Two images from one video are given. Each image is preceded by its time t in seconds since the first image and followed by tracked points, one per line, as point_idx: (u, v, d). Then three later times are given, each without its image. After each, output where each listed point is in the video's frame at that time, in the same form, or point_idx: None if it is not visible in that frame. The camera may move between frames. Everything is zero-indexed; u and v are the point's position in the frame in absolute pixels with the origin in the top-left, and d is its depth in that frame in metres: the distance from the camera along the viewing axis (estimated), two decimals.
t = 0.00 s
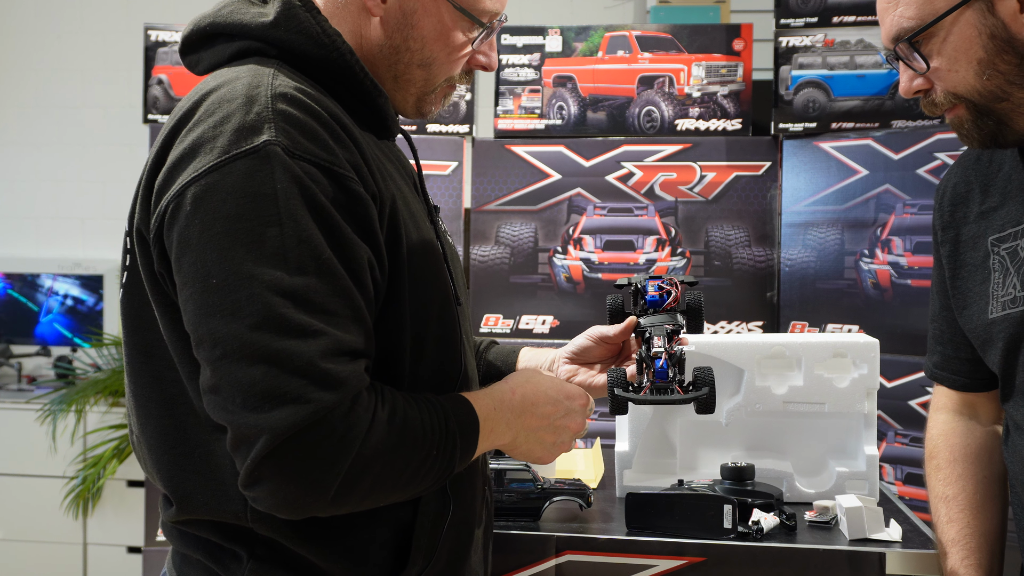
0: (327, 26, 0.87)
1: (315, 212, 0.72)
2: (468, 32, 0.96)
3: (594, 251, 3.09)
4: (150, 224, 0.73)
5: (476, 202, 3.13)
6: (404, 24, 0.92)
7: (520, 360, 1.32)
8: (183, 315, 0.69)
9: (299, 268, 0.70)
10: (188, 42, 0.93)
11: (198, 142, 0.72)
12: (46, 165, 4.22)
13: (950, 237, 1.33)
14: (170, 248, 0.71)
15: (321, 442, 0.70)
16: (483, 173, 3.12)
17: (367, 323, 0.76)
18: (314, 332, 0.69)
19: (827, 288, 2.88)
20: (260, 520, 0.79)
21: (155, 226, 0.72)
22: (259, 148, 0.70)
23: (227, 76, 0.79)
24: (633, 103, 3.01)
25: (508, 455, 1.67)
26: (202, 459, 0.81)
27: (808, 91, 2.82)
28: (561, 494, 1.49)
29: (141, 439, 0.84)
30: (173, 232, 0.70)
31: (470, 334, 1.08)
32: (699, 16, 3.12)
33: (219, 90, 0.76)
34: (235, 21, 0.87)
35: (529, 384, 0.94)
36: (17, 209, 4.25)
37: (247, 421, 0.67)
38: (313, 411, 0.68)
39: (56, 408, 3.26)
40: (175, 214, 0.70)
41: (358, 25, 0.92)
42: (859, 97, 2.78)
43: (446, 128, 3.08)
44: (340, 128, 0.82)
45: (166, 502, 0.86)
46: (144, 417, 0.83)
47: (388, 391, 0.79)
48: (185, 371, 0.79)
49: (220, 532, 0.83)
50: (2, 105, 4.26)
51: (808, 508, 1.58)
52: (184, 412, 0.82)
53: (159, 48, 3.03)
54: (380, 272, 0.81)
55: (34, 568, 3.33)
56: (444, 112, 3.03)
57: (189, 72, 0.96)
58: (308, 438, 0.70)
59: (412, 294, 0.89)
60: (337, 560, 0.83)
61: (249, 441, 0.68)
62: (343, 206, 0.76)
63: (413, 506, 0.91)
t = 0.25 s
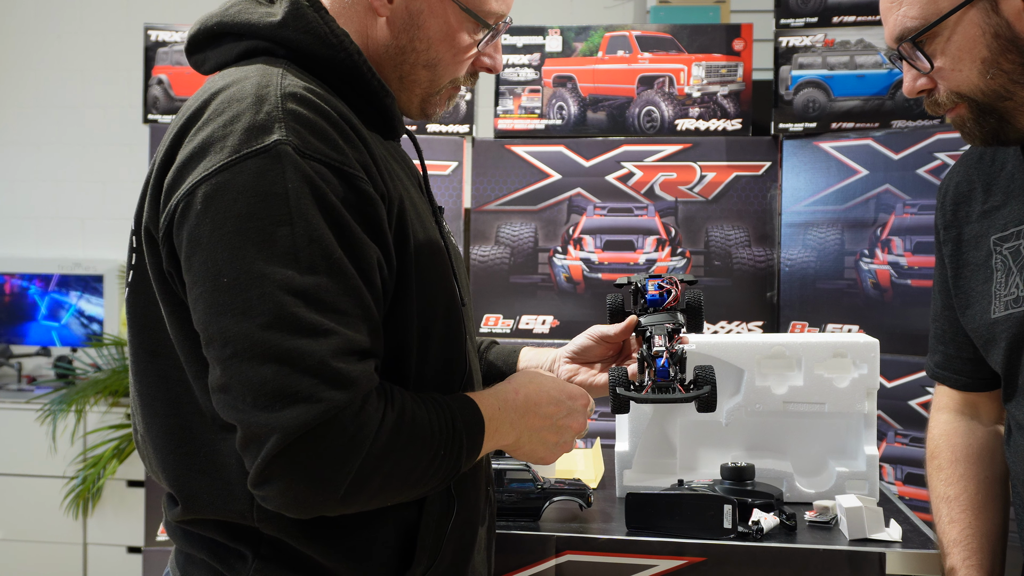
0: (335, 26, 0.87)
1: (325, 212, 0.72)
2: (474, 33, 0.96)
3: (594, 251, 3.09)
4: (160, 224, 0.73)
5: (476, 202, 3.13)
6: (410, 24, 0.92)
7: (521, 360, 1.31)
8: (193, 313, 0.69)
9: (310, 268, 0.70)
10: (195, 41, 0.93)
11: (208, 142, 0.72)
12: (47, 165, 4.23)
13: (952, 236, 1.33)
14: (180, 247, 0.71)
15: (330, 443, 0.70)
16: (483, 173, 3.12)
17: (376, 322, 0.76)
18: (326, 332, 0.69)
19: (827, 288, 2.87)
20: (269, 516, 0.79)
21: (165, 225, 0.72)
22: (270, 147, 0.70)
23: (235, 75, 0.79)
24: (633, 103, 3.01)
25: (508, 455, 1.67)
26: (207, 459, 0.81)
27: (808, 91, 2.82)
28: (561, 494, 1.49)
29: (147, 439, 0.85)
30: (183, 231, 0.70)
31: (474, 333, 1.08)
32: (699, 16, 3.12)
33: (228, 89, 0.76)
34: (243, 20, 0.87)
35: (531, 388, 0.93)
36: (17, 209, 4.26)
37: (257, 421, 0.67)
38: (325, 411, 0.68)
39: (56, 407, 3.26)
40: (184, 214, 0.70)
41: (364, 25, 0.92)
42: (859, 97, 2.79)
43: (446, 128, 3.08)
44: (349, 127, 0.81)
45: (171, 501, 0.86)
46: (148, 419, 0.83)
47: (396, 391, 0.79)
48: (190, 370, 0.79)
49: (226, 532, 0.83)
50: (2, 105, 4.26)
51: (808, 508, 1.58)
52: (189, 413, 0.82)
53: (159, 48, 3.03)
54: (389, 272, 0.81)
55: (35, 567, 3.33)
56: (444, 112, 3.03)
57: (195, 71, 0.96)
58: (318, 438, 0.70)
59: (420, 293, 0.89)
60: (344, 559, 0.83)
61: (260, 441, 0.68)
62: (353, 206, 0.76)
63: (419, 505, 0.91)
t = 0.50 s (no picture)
0: (341, 27, 0.87)
1: (333, 211, 0.72)
2: (480, 36, 0.96)
3: (594, 251, 3.09)
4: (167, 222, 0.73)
5: (476, 202, 3.14)
6: (416, 25, 0.92)
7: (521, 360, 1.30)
8: (200, 311, 0.69)
9: (317, 266, 0.70)
10: (201, 40, 0.94)
11: (214, 141, 0.72)
12: (47, 165, 4.23)
13: (953, 236, 1.33)
14: (187, 245, 0.71)
15: (338, 441, 0.70)
16: (483, 173, 3.12)
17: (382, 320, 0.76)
18: (334, 330, 0.69)
19: (827, 288, 2.87)
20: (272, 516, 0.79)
21: (171, 224, 0.72)
22: (278, 146, 0.70)
23: (241, 74, 0.78)
24: (633, 103, 3.01)
25: (508, 455, 1.67)
26: (210, 458, 0.81)
27: (808, 91, 2.82)
28: (562, 494, 1.49)
29: (151, 439, 0.85)
30: (190, 229, 0.70)
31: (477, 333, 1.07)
32: (699, 16, 3.12)
33: (235, 88, 0.76)
34: (250, 20, 0.87)
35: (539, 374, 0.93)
36: (17, 209, 4.26)
37: (265, 419, 0.67)
38: (332, 409, 0.68)
39: (56, 408, 3.26)
40: (192, 212, 0.70)
41: (371, 27, 0.93)
42: (859, 97, 2.79)
43: (446, 128, 3.07)
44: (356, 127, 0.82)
45: (174, 501, 0.86)
46: (152, 419, 0.83)
47: (403, 386, 0.79)
48: (195, 368, 0.79)
49: (230, 532, 0.82)
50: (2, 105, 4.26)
51: (809, 508, 1.58)
52: (192, 412, 0.82)
53: (159, 48, 3.02)
54: (394, 271, 0.81)
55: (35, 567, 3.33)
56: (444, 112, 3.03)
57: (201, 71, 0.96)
58: (326, 436, 0.69)
59: (425, 292, 0.89)
60: (346, 558, 0.83)
61: (269, 440, 0.68)
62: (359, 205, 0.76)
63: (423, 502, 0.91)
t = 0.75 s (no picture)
0: (341, 26, 0.87)
1: (354, 195, 0.73)
2: (483, 38, 0.95)
3: (594, 251, 3.09)
4: (185, 225, 0.71)
5: (476, 202, 3.14)
6: (419, 29, 0.91)
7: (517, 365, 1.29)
8: (235, 311, 0.68)
9: (351, 248, 0.71)
10: (201, 39, 0.93)
11: (227, 137, 0.71)
12: (47, 165, 4.23)
13: (952, 236, 1.33)
14: (209, 245, 0.69)
15: (407, 408, 0.71)
16: (483, 173, 3.12)
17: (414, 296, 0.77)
18: (379, 305, 0.70)
19: (827, 288, 2.88)
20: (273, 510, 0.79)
21: (190, 226, 0.71)
22: (293, 135, 0.70)
23: (240, 72, 0.78)
24: (633, 103, 3.01)
25: (508, 455, 1.67)
26: (210, 454, 0.81)
27: (808, 91, 2.82)
28: (561, 494, 1.49)
29: (150, 437, 0.85)
30: (215, 228, 0.69)
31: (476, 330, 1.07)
32: (699, 16, 3.12)
33: (236, 85, 0.76)
34: (250, 19, 0.87)
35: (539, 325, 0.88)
36: (17, 209, 4.26)
37: (343, 399, 0.67)
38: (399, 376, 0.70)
39: (56, 407, 3.26)
40: (216, 211, 0.69)
41: (374, 29, 0.93)
42: (859, 97, 2.78)
43: (446, 128, 3.07)
44: (358, 115, 0.83)
45: (175, 499, 0.86)
46: (151, 416, 0.84)
47: (448, 344, 0.79)
48: (199, 366, 0.79)
49: (231, 528, 0.83)
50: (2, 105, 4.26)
51: (808, 508, 1.58)
52: (191, 409, 0.82)
53: (159, 48, 3.02)
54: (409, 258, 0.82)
55: (36, 567, 3.33)
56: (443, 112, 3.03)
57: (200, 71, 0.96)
58: (396, 404, 0.70)
59: (436, 283, 0.89)
60: (348, 554, 0.82)
61: (346, 424, 0.68)
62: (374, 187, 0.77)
63: (424, 496, 0.90)
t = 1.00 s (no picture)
0: (343, 24, 0.87)
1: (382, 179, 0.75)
2: (484, 32, 0.94)
3: (594, 251, 3.09)
4: (217, 224, 0.71)
5: (476, 201, 3.14)
6: (420, 25, 0.91)
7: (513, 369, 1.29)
8: (287, 302, 0.69)
9: (389, 228, 0.74)
10: (201, 38, 0.93)
11: (251, 133, 0.72)
12: (46, 165, 4.22)
13: (950, 237, 1.33)
14: (245, 241, 0.70)
15: (466, 375, 0.74)
16: (483, 173, 3.12)
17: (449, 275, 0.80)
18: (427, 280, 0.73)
19: (827, 288, 2.88)
20: (288, 498, 0.80)
21: (217, 223, 0.71)
22: (317, 125, 0.72)
23: (247, 70, 0.79)
24: (633, 103, 3.01)
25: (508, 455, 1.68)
26: (222, 446, 0.82)
27: (808, 91, 2.82)
28: (562, 495, 1.49)
29: (158, 432, 0.85)
30: (254, 224, 0.69)
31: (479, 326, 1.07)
32: (699, 16, 3.12)
33: (248, 83, 0.76)
34: (251, 18, 0.87)
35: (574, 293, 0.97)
36: (17, 209, 4.26)
37: (413, 372, 0.69)
38: (461, 344, 0.72)
39: (56, 407, 3.26)
40: (253, 207, 0.69)
41: (375, 27, 0.93)
42: (859, 97, 2.78)
43: (446, 128, 3.07)
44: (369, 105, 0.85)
45: (182, 493, 0.86)
46: (160, 410, 0.84)
47: (497, 314, 0.80)
48: (207, 362, 0.80)
49: (239, 522, 0.83)
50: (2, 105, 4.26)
51: (808, 508, 1.58)
52: (201, 403, 0.82)
53: (159, 48, 3.02)
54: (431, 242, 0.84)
55: (36, 567, 3.33)
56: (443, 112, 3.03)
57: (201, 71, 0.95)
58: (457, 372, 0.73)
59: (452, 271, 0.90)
60: (359, 544, 0.83)
61: (414, 399, 0.70)
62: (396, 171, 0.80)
63: (433, 490, 0.89)
